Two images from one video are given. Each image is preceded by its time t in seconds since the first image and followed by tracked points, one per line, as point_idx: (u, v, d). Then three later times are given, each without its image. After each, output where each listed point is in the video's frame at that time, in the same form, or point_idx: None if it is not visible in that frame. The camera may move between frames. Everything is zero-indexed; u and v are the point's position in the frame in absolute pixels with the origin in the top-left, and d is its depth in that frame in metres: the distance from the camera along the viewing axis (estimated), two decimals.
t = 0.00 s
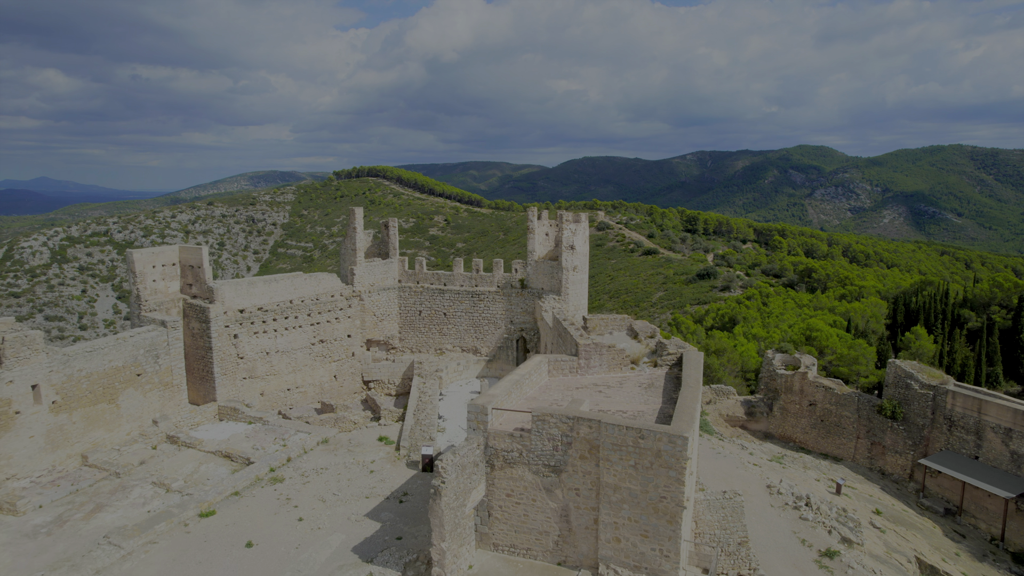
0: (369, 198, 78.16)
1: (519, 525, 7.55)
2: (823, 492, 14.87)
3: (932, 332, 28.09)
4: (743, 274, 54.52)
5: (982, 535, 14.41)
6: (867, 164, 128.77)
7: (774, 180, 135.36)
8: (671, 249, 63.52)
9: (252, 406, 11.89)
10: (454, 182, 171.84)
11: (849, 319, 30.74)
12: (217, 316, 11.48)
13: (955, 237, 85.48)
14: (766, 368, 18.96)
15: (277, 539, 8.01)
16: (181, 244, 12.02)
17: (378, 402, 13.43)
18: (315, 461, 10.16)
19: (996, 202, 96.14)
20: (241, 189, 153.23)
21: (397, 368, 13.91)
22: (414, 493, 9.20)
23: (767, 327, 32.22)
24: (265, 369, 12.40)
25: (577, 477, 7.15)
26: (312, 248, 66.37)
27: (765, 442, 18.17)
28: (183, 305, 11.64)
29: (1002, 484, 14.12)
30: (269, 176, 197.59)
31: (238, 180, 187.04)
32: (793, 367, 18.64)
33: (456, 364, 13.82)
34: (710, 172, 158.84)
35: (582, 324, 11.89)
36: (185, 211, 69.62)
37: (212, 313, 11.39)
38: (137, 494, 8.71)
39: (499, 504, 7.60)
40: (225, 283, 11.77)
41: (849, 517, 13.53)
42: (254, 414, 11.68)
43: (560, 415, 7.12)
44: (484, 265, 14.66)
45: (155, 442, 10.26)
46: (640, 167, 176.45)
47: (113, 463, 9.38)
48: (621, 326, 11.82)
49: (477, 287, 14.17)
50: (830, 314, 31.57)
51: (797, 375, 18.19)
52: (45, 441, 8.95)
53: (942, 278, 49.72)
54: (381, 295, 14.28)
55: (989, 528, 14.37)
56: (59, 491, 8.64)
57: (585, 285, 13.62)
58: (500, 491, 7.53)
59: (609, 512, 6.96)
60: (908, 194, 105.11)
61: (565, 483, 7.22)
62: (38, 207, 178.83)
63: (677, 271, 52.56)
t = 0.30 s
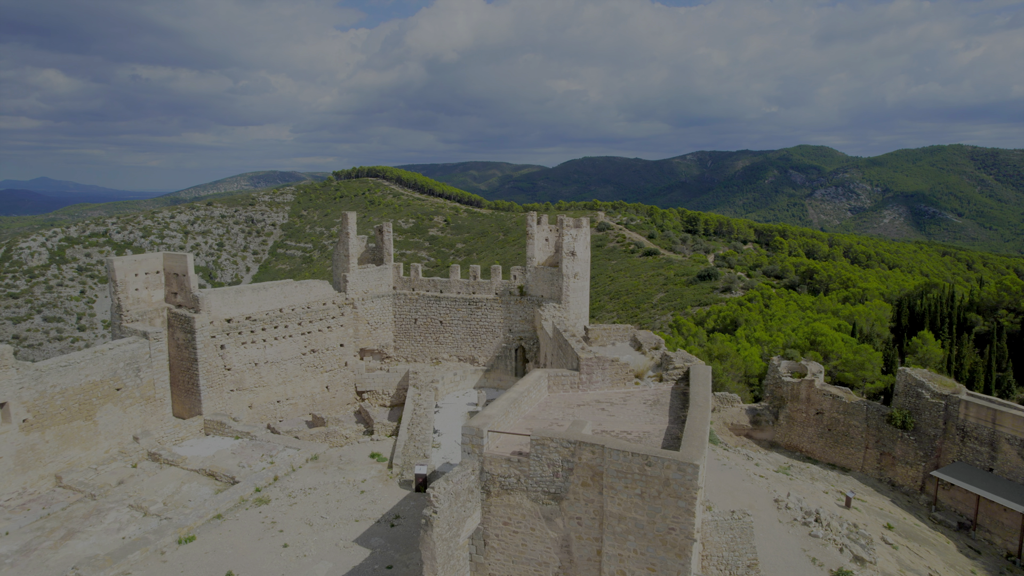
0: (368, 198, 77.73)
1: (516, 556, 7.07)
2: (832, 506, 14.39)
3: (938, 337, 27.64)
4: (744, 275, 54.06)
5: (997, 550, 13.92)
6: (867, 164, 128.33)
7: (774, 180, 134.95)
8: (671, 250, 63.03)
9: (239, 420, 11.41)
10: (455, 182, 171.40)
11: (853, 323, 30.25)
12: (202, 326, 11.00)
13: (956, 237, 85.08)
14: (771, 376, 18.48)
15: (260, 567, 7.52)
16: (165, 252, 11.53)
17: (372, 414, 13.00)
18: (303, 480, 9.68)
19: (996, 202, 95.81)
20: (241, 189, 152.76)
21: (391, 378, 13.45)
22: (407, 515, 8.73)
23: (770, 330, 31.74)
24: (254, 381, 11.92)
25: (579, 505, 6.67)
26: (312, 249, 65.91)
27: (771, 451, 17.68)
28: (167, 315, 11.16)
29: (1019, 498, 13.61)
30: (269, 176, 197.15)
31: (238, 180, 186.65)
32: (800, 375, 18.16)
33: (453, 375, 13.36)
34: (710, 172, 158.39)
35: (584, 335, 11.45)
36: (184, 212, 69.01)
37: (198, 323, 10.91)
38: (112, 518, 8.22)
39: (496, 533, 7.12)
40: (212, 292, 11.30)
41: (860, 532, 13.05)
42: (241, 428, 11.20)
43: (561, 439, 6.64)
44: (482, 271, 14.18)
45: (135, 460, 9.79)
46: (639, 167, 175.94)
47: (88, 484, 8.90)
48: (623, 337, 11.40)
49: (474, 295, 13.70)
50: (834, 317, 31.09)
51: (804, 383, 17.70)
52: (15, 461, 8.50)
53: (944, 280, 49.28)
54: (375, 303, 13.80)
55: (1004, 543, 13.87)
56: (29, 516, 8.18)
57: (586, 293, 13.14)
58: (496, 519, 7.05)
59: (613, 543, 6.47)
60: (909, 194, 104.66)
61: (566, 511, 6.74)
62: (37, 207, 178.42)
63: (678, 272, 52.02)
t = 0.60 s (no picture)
0: (368, 198, 77.28)
1: None
2: (842, 520, 13.90)
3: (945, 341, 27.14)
4: (746, 276, 53.53)
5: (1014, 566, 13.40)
6: (868, 164, 127.94)
7: (774, 180, 134.52)
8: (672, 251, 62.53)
9: (226, 435, 10.91)
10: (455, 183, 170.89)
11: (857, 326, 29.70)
12: (187, 337, 10.52)
13: (956, 237, 84.65)
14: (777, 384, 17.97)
15: None
16: (149, 259, 11.04)
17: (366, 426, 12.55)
18: (290, 501, 9.19)
19: (996, 202, 95.49)
20: (240, 189, 152.16)
21: (385, 389, 12.98)
22: (399, 540, 8.24)
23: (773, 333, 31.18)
24: (241, 394, 11.42)
25: (582, 537, 6.18)
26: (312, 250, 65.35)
27: (777, 461, 17.16)
28: (150, 325, 10.69)
29: None
30: (269, 176, 196.65)
31: (238, 180, 186.15)
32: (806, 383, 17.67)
33: (450, 386, 12.90)
34: (710, 172, 157.90)
35: (586, 347, 11.05)
36: (183, 212, 68.21)
37: (181, 334, 10.43)
38: (84, 545, 7.75)
39: (493, 565, 6.63)
40: (197, 301, 10.82)
41: (872, 549, 12.55)
42: (227, 443, 10.70)
43: (562, 466, 6.16)
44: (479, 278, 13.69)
45: (113, 479, 9.32)
46: (640, 167, 175.40)
47: (61, 507, 8.52)
48: (627, 348, 11.02)
49: (472, 302, 13.24)
50: (838, 320, 30.58)
51: (811, 391, 17.19)
52: None
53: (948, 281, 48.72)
54: (369, 310, 13.33)
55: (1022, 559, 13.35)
56: None
57: (587, 302, 12.67)
58: (492, 551, 6.56)
59: None
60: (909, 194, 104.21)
61: (568, 543, 6.26)
62: (37, 207, 177.97)
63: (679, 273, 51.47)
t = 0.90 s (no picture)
0: (368, 198, 76.85)
1: None
2: (853, 535, 13.40)
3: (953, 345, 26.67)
4: (747, 277, 53.06)
5: None
6: (868, 164, 127.47)
7: (774, 180, 133.96)
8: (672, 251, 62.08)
9: (211, 451, 10.42)
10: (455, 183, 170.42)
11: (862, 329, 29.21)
12: (170, 349, 10.05)
13: (957, 237, 84.18)
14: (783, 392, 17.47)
15: None
16: (131, 268, 10.57)
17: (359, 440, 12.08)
18: (277, 524, 8.69)
19: (997, 202, 95.09)
20: (241, 190, 151.61)
21: (380, 400, 12.51)
22: (391, 568, 7.74)
23: (777, 336, 30.70)
24: (229, 407, 10.94)
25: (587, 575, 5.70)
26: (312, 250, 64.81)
27: (784, 471, 16.62)
28: (131, 337, 10.22)
29: None
30: (269, 176, 196.29)
31: (239, 180, 185.94)
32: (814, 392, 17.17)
33: (447, 397, 12.43)
34: (710, 172, 157.43)
35: (589, 359, 10.58)
36: (183, 212, 67.71)
37: (165, 346, 9.97)
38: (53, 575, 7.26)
39: None
40: (181, 311, 10.35)
41: (886, 567, 12.05)
42: (213, 460, 10.20)
43: (564, 498, 5.69)
44: (477, 285, 13.22)
45: (90, 500, 8.86)
46: (640, 167, 174.91)
47: (32, 533, 8.04)
48: (631, 361, 10.58)
49: (469, 310, 12.79)
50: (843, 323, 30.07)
51: (819, 400, 16.68)
52: None
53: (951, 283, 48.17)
54: (363, 319, 12.87)
55: None
56: None
57: (590, 310, 12.18)
58: None
59: None
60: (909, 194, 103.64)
61: None
62: (37, 207, 177.67)
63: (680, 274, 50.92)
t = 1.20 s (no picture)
0: (368, 198, 76.41)
1: None
2: (867, 552, 12.87)
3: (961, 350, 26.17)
4: (749, 279, 52.55)
5: None
6: (868, 164, 127.05)
7: (774, 180, 133.43)
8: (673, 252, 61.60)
9: (195, 470, 9.92)
10: (456, 184, 169.86)
11: (868, 333, 28.68)
12: (153, 362, 9.54)
13: (958, 237, 83.74)
14: (791, 400, 16.87)
15: None
16: (111, 277, 10.08)
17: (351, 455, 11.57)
18: (262, 551, 8.17)
19: (997, 202, 94.69)
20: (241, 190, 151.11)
21: (374, 413, 12.03)
22: None
23: (780, 340, 30.16)
24: (215, 423, 10.43)
25: None
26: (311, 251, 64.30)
27: (791, 481, 16.07)
28: (111, 350, 9.72)
29: None
30: (269, 176, 195.82)
31: (240, 180, 185.60)
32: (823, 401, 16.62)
33: (444, 410, 11.94)
34: (709, 172, 157.00)
35: (592, 373, 10.08)
36: (182, 213, 67.13)
37: (147, 359, 9.47)
38: None
39: None
40: (164, 323, 9.85)
41: None
42: (197, 479, 9.69)
43: (569, 537, 5.16)
44: (475, 293, 12.74)
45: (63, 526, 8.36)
46: (640, 167, 174.41)
47: None
48: (636, 375, 10.11)
49: (467, 319, 12.31)
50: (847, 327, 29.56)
51: (829, 410, 16.07)
52: None
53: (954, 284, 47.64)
54: (357, 328, 12.38)
55: None
56: None
57: (593, 321, 11.66)
58: None
59: None
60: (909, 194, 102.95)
61: None
62: (37, 207, 177.23)
63: (681, 274, 50.37)
